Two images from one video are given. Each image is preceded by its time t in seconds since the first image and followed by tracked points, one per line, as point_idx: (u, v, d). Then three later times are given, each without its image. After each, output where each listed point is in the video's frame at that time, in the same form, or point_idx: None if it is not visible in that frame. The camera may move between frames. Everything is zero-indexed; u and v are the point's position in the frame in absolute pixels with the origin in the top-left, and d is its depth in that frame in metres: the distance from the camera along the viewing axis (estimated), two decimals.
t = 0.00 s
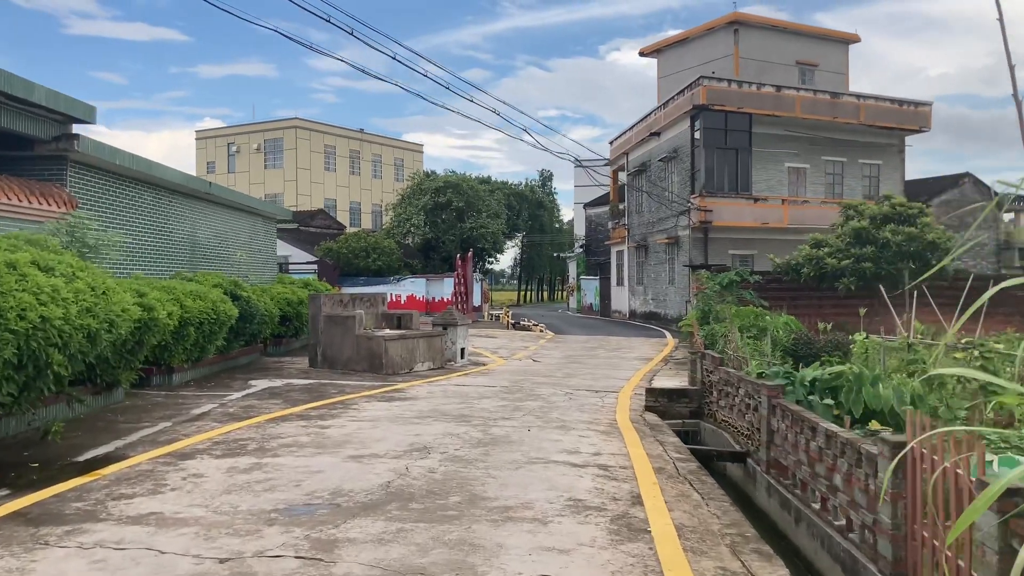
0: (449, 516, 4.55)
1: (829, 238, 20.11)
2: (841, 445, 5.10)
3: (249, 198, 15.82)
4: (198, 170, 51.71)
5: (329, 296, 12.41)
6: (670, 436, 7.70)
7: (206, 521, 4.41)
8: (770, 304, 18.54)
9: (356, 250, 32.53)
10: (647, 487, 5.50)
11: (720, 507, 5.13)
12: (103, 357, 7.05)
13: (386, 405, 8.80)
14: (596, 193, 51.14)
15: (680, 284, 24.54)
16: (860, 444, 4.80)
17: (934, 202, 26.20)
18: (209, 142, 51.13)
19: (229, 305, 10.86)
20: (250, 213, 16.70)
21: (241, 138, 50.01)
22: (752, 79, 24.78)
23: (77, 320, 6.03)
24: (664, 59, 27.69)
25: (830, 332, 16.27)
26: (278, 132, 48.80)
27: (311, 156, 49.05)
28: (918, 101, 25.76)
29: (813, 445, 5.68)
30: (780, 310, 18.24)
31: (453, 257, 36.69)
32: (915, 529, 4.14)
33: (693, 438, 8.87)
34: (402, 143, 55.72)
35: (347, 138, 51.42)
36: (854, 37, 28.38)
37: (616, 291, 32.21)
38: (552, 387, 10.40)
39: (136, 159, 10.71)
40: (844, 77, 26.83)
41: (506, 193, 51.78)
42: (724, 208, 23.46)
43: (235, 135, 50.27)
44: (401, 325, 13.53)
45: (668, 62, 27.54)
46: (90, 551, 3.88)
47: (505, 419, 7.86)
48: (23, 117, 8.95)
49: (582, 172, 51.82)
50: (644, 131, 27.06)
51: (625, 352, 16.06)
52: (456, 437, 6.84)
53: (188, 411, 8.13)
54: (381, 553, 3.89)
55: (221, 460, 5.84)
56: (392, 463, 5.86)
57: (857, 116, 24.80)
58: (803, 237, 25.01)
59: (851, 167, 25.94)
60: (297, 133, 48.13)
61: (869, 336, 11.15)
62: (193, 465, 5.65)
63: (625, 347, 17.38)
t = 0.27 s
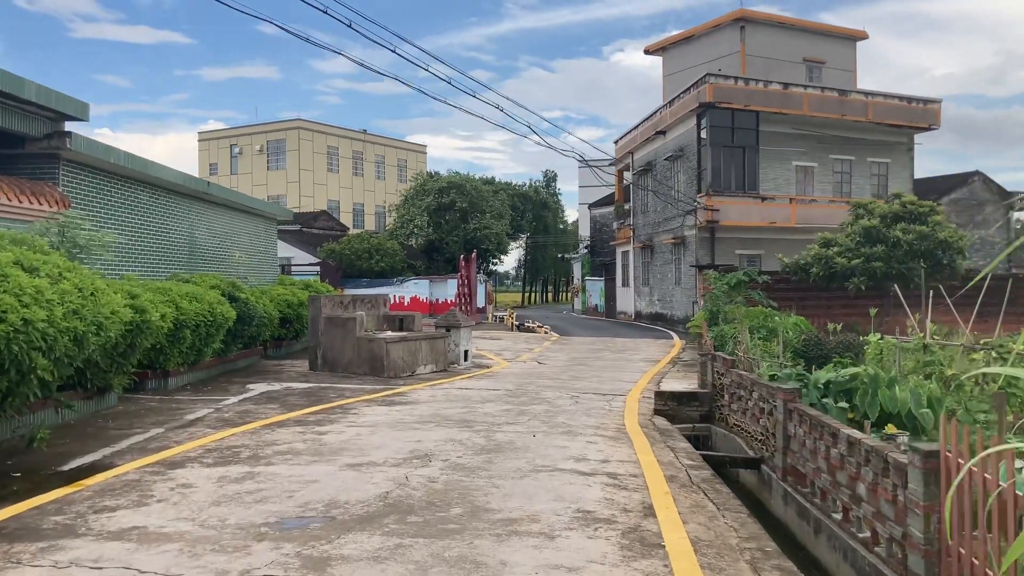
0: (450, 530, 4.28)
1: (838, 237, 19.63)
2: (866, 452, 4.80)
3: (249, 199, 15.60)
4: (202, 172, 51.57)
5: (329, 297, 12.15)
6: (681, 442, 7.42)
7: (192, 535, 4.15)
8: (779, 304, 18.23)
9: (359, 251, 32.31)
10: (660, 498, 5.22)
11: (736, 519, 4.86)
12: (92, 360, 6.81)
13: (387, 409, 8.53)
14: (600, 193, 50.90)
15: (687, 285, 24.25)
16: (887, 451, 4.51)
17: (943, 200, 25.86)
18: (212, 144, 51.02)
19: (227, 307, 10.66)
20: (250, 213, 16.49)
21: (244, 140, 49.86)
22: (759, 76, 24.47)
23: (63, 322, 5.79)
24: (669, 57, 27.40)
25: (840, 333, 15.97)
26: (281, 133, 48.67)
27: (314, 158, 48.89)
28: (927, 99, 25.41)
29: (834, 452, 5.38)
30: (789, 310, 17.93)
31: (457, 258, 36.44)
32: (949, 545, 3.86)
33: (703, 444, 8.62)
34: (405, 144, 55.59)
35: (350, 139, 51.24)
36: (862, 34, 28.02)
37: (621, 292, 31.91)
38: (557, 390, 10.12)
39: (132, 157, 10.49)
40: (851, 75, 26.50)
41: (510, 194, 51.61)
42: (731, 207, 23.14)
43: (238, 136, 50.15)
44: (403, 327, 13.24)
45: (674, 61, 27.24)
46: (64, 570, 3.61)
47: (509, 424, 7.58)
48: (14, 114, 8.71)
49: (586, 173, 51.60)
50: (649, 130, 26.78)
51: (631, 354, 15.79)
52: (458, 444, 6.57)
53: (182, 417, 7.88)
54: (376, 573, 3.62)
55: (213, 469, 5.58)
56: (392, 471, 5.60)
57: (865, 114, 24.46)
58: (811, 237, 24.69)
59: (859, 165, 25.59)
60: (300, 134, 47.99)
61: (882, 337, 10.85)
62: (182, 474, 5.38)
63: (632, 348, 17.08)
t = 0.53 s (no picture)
0: (455, 552, 4.02)
1: (849, 239, 19.19)
2: (895, 467, 4.53)
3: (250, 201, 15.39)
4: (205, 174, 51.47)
5: (331, 300, 11.91)
6: (694, 451, 7.14)
7: (180, 558, 3.90)
8: (788, 306, 17.96)
9: (363, 253, 32.11)
10: (675, 514, 4.95)
11: (758, 538, 4.59)
12: (84, 368, 6.58)
13: (390, 416, 8.29)
14: (606, 194, 50.64)
15: (694, 286, 23.96)
16: (920, 467, 4.23)
17: (954, 200, 25.51)
18: (215, 145, 50.90)
19: (226, 311, 10.48)
20: (251, 215, 16.27)
21: (248, 141, 49.73)
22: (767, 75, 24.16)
23: (52, 329, 5.56)
24: (675, 56, 27.11)
25: (851, 336, 15.66)
26: (284, 134, 48.51)
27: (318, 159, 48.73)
28: (937, 97, 25.08)
29: (859, 465, 5.10)
30: (798, 312, 17.65)
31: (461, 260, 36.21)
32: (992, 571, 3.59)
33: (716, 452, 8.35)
34: (409, 145, 55.44)
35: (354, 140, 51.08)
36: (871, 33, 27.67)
37: (627, 293, 31.63)
38: (564, 395, 9.86)
39: (130, 157, 10.28)
40: (860, 74, 26.17)
41: (515, 195, 51.39)
42: (739, 207, 22.84)
43: (242, 138, 50.02)
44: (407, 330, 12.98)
45: (680, 60, 26.95)
46: None
47: (516, 432, 7.32)
48: (7, 115, 8.49)
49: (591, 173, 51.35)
50: (655, 130, 26.51)
51: (638, 357, 15.53)
52: (463, 455, 6.32)
53: (179, 425, 7.65)
54: None
55: (207, 483, 5.34)
56: (393, 485, 5.34)
57: (874, 113, 24.13)
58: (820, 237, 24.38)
59: (868, 165, 25.27)
60: (304, 135, 47.83)
61: (898, 341, 10.54)
62: (174, 489, 5.13)
63: (639, 351, 16.81)
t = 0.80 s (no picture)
0: (459, 567, 3.78)
1: (859, 238, 18.73)
2: (925, 476, 4.26)
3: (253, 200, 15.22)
4: (211, 175, 51.43)
5: (334, 300, 11.68)
6: (708, 457, 6.88)
7: (168, 573, 3.68)
8: (799, 307, 17.67)
9: (368, 254, 31.92)
10: (692, 525, 4.70)
11: (780, 551, 4.33)
12: (76, 370, 6.38)
13: (394, 420, 8.05)
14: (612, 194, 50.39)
15: (702, 287, 23.67)
16: (953, 477, 3.98)
17: (966, 199, 25.15)
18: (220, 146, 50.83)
19: (227, 312, 10.31)
20: (254, 215, 16.09)
21: (253, 142, 49.66)
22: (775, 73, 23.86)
23: (41, 330, 5.36)
24: (682, 55, 26.83)
25: (864, 338, 15.36)
26: (289, 134, 48.40)
27: (323, 159, 48.59)
28: (949, 95, 24.70)
29: (884, 474, 4.82)
30: (809, 313, 17.36)
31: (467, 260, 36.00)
32: None
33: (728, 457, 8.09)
34: (414, 145, 55.31)
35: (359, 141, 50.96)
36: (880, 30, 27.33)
37: (634, 294, 31.35)
38: (573, 398, 9.61)
39: (128, 154, 10.08)
40: (869, 72, 25.85)
41: (520, 196, 51.20)
42: (748, 207, 22.55)
43: (247, 138, 49.93)
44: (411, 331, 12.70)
45: (687, 58, 26.66)
46: None
47: (523, 437, 7.08)
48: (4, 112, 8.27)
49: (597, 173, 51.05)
50: (662, 129, 26.24)
51: (647, 359, 15.27)
52: (468, 461, 6.08)
53: (175, 429, 7.43)
54: None
55: (200, 491, 5.12)
56: (395, 494, 5.11)
57: (884, 111, 23.79)
58: (830, 237, 24.07)
59: (878, 164, 24.94)
60: (309, 136, 47.70)
61: (915, 342, 10.22)
62: (165, 498, 4.91)
63: (647, 353, 16.54)
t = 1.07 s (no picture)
0: None
1: (870, 239, 18.31)
2: (954, 494, 3.98)
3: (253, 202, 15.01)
4: (216, 176, 51.38)
5: (335, 304, 11.46)
6: (719, 467, 6.60)
7: None
8: (809, 310, 17.35)
9: (373, 255, 31.74)
10: (704, 545, 4.43)
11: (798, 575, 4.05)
12: (64, 379, 6.19)
13: (394, 428, 7.81)
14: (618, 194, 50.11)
15: (710, 289, 23.37)
16: (986, 497, 3.69)
17: (978, 199, 24.76)
18: (226, 147, 50.78)
19: (225, 316, 10.15)
20: (254, 217, 15.88)
21: (258, 144, 49.58)
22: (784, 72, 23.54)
23: (24, 338, 5.17)
24: (689, 54, 26.54)
25: (876, 340, 15.03)
26: (294, 136, 48.30)
27: (328, 161, 48.47)
28: (960, 94, 24.32)
29: (908, 490, 4.51)
30: (819, 315, 17.04)
31: (472, 262, 35.78)
32: None
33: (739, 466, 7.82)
34: (420, 147, 55.16)
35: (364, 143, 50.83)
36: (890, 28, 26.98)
37: (640, 295, 31.05)
38: (579, 405, 9.35)
39: (123, 156, 9.89)
40: (878, 70, 25.50)
41: (526, 197, 50.98)
42: (756, 208, 22.23)
43: (252, 140, 49.86)
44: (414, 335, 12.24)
45: (694, 57, 26.38)
46: None
47: (526, 447, 6.84)
48: None
49: (603, 174, 50.77)
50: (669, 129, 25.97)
51: (655, 362, 14.99)
52: (469, 473, 5.84)
53: (169, 439, 7.22)
54: None
55: (188, 507, 4.89)
56: (391, 510, 4.87)
57: (894, 110, 23.43)
58: (840, 237, 23.74)
59: (888, 164, 24.59)
60: (314, 137, 47.58)
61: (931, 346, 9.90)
62: (151, 514, 4.70)
63: (655, 356, 16.25)
